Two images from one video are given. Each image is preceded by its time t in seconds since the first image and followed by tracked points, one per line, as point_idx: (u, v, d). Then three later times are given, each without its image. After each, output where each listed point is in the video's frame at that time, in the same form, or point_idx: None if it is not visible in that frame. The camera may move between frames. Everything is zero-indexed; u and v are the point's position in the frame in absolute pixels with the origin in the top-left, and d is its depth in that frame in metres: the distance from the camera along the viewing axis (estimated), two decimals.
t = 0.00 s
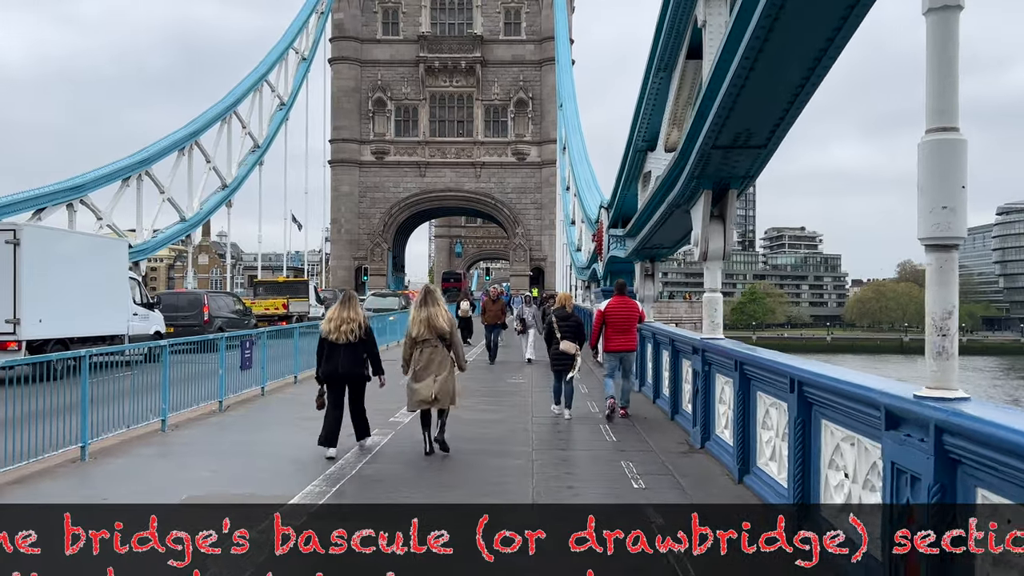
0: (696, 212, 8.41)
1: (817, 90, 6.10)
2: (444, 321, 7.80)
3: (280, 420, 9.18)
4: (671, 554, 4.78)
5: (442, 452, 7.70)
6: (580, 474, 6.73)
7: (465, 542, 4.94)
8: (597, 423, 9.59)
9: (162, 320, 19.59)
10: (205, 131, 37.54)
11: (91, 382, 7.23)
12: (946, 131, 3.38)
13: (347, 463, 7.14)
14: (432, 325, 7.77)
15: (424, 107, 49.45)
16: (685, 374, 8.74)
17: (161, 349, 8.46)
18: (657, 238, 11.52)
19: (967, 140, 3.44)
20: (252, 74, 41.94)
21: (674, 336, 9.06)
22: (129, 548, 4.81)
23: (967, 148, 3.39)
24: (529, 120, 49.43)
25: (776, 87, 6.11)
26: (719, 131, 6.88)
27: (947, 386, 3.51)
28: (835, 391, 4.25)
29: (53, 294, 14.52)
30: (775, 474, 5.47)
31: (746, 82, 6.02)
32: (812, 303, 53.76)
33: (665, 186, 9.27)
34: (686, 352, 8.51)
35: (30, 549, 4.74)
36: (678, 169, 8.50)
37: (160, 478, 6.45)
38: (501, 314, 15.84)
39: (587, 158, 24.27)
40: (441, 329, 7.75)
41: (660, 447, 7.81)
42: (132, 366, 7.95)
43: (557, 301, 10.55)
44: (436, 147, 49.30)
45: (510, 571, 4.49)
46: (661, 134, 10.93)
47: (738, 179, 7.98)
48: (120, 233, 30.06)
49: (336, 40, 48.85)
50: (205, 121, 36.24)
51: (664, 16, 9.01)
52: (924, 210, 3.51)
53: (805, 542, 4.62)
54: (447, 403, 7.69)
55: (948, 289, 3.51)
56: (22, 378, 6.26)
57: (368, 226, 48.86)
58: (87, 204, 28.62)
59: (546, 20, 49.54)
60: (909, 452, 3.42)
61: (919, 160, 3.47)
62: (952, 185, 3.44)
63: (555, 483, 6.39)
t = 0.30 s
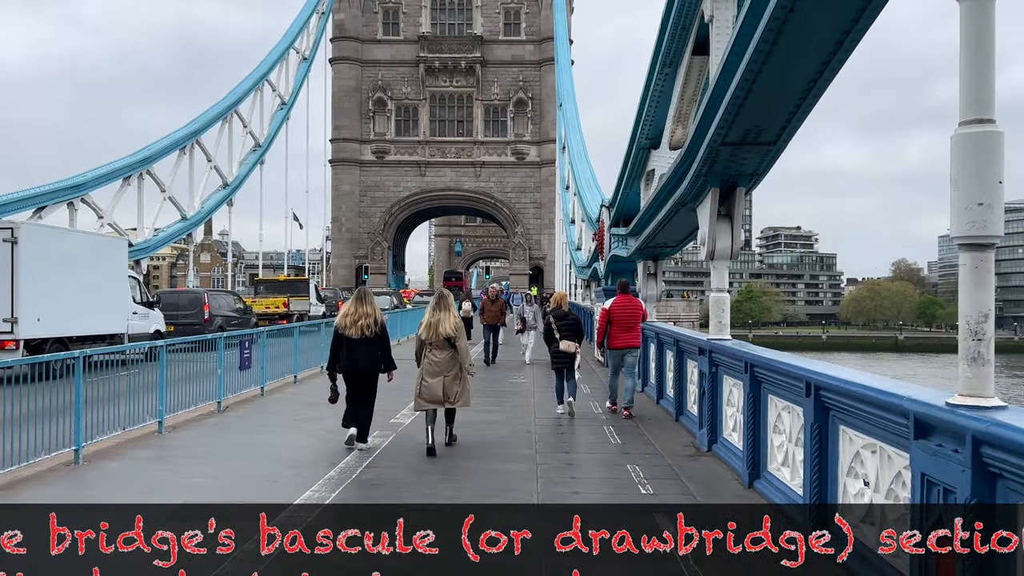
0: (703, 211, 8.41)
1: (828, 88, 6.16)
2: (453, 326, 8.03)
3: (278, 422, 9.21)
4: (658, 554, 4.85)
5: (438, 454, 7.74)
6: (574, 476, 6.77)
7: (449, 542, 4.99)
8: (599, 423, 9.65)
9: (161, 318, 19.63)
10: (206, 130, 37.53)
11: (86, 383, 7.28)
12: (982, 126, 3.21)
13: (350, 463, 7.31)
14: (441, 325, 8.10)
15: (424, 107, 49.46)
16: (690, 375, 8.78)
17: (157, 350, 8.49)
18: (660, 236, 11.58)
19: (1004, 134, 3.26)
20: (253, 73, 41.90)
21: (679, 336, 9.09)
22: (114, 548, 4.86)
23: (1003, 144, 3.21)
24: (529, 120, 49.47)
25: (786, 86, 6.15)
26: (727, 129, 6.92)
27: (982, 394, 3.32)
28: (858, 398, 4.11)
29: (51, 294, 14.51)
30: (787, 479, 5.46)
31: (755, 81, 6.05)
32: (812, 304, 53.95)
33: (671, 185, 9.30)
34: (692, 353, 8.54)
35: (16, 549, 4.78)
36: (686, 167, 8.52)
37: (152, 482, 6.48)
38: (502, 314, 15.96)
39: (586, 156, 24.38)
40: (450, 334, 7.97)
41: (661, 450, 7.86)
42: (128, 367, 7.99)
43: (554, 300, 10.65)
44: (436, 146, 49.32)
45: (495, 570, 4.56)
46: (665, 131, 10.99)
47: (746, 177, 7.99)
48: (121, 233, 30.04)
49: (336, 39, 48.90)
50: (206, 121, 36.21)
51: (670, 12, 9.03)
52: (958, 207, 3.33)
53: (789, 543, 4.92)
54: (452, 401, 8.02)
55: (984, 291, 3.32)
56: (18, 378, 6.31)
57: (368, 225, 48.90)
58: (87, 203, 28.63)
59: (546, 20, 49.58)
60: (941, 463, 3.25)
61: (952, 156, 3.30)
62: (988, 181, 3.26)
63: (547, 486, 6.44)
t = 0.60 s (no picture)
0: (695, 216, 8.43)
1: (818, 98, 6.17)
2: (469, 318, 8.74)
3: (286, 416, 9.17)
4: (644, 555, 4.85)
5: (438, 447, 7.71)
6: (573, 471, 6.74)
7: (435, 542, 4.99)
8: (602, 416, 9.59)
9: (188, 317, 19.66)
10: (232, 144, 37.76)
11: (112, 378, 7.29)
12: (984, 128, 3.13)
13: (363, 454, 7.31)
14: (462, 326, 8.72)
15: (430, 123, 49.66)
16: (680, 369, 8.82)
17: (181, 346, 8.49)
18: (651, 241, 11.58)
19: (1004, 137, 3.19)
20: (275, 92, 42.26)
21: (671, 332, 9.09)
22: (99, 548, 4.86)
23: (1005, 147, 3.14)
24: (526, 136, 49.73)
25: (776, 98, 6.16)
26: (720, 138, 6.91)
27: (984, 392, 3.25)
28: (855, 393, 4.09)
29: (86, 295, 14.49)
30: (779, 470, 5.49)
31: (745, 94, 6.06)
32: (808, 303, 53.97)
33: (662, 192, 9.32)
34: (683, 348, 8.56)
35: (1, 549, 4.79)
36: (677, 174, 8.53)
37: (153, 475, 6.48)
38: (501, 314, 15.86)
39: (580, 167, 24.45)
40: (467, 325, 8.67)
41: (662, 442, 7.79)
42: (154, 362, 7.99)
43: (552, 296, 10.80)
44: (442, 159, 49.43)
45: (481, 570, 4.56)
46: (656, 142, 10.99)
47: (736, 184, 8.01)
48: (152, 238, 30.20)
49: (350, 61, 49.30)
50: (232, 135, 36.44)
51: (662, 25, 8.98)
52: (959, 207, 3.25)
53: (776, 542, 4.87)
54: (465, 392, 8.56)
55: (985, 291, 3.25)
56: (46, 374, 6.34)
57: (380, 231, 49.01)
58: (121, 210, 28.79)
59: (542, 42, 49.68)
60: (943, 459, 3.20)
61: (954, 158, 3.22)
62: (989, 183, 3.18)
63: (545, 480, 6.42)
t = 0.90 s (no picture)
0: (704, 212, 8.31)
1: (830, 93, 6.18)
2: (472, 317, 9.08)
3: (281, 419, 9.17)
4: (629, 554, 4.86)
5: (430, 449, 7.72)
6: (564, 472, 6.75)
7: (421, 542, 5.02)
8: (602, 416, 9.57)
9: (184, 316, 19.70)
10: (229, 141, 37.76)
11: (104, 379, 7.31)
12: None
13: (360, 458, 7.25)
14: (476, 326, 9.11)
15: (430, 120, 49.60)
16: (690, 371, 8.74)
17: (175, 346, 8.51)
18: (657, 239, 11.52)
19: None
20: (273, 88, 42.20)
21: (679, 332, 9.02)
22: (85, 549, 4.88)
23: None
24: (526, 133, 49.72)
25: (791, 91, 6.15)
26: (732, 132, 6.88)
27: None
28: (884, 399, 3.93)
29: (79, 292, 14.48)
30: (796, 476, 5.39)
31: (759, 88, 6.07)
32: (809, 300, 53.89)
33: (670, 187, 9.25)
34: (691, 348, 8.55)
35: None
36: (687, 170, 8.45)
37: (141, 478, 6.49)
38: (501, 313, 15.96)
39: (580, 164, 24.49)
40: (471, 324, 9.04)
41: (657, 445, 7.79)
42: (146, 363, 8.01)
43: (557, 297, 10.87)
44: (441, 157, 49.47)
45: (464, 571, 4.58)
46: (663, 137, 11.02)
47: (747, 179, 7.92)
48: (148, 236, 30.18)
49: (348, 58, 49.27)
50: (229, 132, 36.45)
51: (669, 19, 9.02)
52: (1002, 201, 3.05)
53: (761, 543, 4.92)
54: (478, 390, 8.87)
55: None
56: (40, 374, 6.36)
57: (378, 229, 49.03)
58: (117, 207, 28.78)
59: (543, 39, 49.57)
60: (988, 472, 3.04)
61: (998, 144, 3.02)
62: None
63: (535, 483, 6.42)
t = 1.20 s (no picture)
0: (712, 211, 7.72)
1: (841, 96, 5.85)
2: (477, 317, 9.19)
3: (275, 423, 9.17)
4: (615, 555, 4.87)
5: (422, 451, 7.73)
6: (554, 473, 6.76)
7: (407, 542, 5.04)
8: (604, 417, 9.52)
9: (181, 317, 19.73)
10: (227, 141, 37.78)
11: (98, 382, 7.30)
12: None
13: (359, 466, 7.10)
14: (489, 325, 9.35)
15: (430, 121, 49.65)
16: (697, 373, 8.47)
17: (167, 347, 8.49)
18: (663, 238, 11.05)
19: None
20: (273, 88, 42.24)
21: (687, 333, 8.74)
22: (71, 548, 4.91)
23: None
24: (526, 133, 49.73)
25: (806, 84, 5.72)
26: (743, 128, 6.43)
27: None
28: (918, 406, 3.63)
29: (72, 292, 14.48)
30: (814, 485, 5.08)
31: (768, 90, 5.76)
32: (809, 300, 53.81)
33: (676, 187, 8.74)
34: (699, 351, 8.25)
35: None
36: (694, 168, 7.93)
37: (130, 480, 6.51)
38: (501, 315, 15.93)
39: (582, 162, 24.52)
40: (475, 324, 9.14)
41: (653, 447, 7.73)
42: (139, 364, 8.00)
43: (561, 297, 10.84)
44: (441, 157, 49.50)
45: (450, 571, 4.60)
46: (669, 132, 10.99)
47: (758, 175, 7.36)
48: (146, 237, 30.25)
49: (348, 59, 49.33)
50: (228, 132, 36.46)
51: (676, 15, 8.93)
52: None
53: (746, 543, 4.96)
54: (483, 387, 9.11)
55: None
56: (35, 376, 6.35)
57: (378, 230, 49.09)
58: (114, 207, 28.81)
59: (543, 40, 49.63)
60: None
61: None
62: None
63: (525, 483, 6.46)
